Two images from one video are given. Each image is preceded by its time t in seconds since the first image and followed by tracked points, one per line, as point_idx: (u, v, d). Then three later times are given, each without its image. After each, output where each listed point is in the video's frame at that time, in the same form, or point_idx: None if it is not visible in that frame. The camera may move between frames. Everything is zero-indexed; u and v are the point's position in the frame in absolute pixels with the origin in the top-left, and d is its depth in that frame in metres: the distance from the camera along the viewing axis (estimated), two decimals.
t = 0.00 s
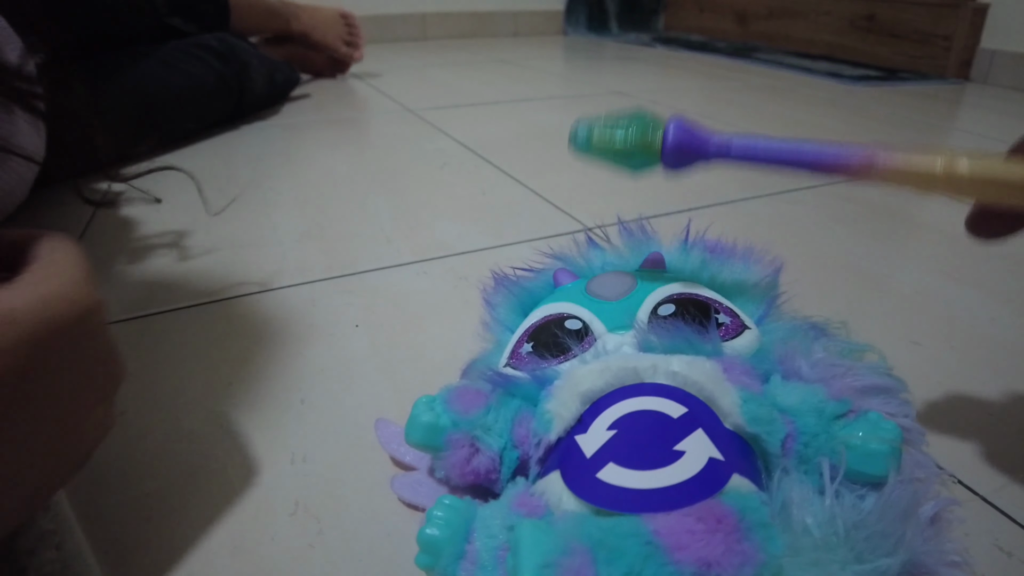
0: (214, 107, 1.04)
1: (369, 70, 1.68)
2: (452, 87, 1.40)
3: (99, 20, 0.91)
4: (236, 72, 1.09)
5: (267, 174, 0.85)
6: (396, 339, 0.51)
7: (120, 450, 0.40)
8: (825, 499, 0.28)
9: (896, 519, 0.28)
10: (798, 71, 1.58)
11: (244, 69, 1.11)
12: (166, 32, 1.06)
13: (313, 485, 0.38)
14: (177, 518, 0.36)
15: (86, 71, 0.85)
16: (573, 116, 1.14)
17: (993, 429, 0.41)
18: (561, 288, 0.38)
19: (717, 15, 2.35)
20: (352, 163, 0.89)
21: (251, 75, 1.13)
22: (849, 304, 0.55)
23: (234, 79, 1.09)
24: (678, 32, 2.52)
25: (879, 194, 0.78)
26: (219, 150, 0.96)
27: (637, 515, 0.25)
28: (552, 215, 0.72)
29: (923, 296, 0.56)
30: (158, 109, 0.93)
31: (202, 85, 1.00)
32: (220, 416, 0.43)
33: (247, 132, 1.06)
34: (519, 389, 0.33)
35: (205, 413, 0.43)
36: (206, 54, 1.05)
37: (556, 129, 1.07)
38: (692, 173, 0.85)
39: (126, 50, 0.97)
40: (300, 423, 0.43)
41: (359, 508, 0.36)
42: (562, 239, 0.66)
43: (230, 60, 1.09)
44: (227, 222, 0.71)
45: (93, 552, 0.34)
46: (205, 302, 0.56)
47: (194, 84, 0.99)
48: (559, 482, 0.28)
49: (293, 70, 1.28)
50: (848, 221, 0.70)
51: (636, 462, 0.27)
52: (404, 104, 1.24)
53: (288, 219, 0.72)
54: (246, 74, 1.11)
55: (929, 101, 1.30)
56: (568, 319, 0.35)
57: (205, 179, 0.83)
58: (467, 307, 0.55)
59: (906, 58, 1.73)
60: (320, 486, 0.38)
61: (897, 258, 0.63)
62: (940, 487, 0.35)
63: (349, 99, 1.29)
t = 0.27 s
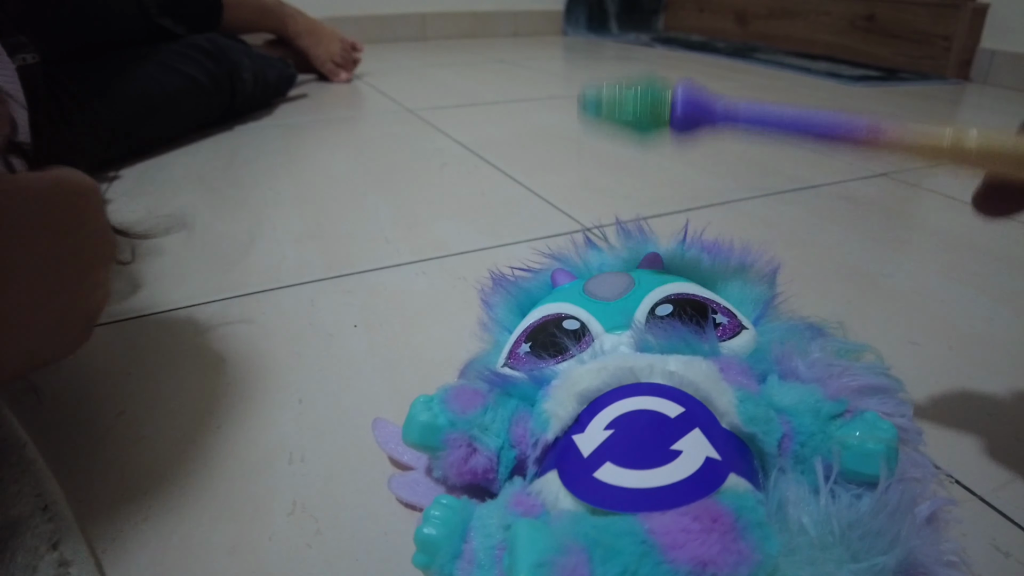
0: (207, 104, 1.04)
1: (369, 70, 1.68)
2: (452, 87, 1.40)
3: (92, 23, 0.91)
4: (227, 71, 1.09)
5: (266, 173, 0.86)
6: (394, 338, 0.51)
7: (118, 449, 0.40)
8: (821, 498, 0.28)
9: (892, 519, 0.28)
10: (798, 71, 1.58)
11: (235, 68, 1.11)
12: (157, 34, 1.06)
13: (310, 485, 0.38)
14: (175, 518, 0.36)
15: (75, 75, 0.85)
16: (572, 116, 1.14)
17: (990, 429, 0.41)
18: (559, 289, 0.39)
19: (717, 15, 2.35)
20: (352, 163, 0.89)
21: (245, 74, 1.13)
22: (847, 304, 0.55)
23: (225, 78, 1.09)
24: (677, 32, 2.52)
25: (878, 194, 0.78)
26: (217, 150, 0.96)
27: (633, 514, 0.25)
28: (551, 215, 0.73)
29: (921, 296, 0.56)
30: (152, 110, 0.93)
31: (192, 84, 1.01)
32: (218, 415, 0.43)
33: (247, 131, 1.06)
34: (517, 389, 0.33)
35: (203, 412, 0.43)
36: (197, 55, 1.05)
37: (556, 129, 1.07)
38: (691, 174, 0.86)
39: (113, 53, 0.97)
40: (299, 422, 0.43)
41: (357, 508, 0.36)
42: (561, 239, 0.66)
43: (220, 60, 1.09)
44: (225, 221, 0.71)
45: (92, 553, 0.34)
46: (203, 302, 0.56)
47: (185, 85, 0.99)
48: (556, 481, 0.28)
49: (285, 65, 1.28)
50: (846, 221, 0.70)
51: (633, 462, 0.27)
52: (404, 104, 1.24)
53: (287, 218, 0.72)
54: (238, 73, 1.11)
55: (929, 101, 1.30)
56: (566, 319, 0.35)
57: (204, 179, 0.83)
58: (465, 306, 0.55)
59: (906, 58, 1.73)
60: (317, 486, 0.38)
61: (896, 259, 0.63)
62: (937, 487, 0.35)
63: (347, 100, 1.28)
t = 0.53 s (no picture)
0: (210, 106, 1.05)
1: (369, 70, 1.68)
2: (453, 87, 1.40)
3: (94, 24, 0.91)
4: (231, 74, 1.09)
5: (267, 173, 0.86)
6: (396, 338, 0.51)
7: (120, 449, 0.40)
8: (823, 498, 0.28)
9: (894, 518, 0.28)
10: (798, 72, 1.59)
11: (240, 71, 1.11)
12: (161, 33, 1.05)
13: (312, 485, 0.38)
14: (177, 518, 0.36)
15: (76, 76, 0.85)
16: (573, 116, 1.14)
17: (992, 429, 0.41)
18: (560, 289, 0.39)
19: (717, 15, 2.35)
20: (352, 164, 0.89)
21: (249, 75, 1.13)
22: (848, 304, 0.55)
23: (229, 81, 1.09)
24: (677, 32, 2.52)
25: (879, 194, 0.79)
26: (218, 150, 0.96)
27: (636, 513, 0.25)
28: (551, 216, 0.73)
29: (921, 296, 0.56)
30: (156, 112, 0.93)
31: (196, 88, 1.01)
32: (219, 415, 0.43)
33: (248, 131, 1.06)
34: (519, 388, 0.33)
35: (205, 412, 0.43)
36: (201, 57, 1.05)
37: (556, 129, 1.07)
38: (691, 174, 0.86)
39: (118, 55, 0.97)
40: (300, 423, 0.43)
41: (359, 508, 0.36)
42: (562, 240, 0.66)
43: (225, 63, 1.09)
44: (226, 222, 0.71)
45: (94, 553, 0.34)
46: (204, 302, 0.56)
47: (187, 86, 0.99)
48: (558, 481, 0.28)
49: (296, 69, 1.29)
50: (847, 221, 0.71)
51: (635, 461, 0.27)
52: (404, 104, 1.24)
53: (288, 219, 0.72)
54: (242, 76, 1.11)
55: (929, 101, 1.30)
56: (568, 319, 0.35)
57: (204, 179, 0.83)
58: (466, 306, 0.55)
59: (906, 58, 1.73)
60: (319, 485, 0.38)
61: (896, 259, 0.63)
62: (939, 487, 0.35)
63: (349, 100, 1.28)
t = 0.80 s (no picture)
0: (212, 108, 1.04)
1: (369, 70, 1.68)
2: (453, 87, 1.40)
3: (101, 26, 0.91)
4: (234, 77, 1.09)
5: (267, 173, 0.86)
6: (398, 339, 0.51)
7: (123, 449, 0.40)
8: (826, 498, 0.28)
9: (897, 518, 0.28)
10: (799, 72, 1.59)
11: (244, 74, 1.11)
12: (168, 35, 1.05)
13: (315, 485, 0.38)
14: (180, 518, 0.36)
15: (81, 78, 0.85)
16: (574, 116, 1.14)
17: (994, 429, 0.41)
18: (563, 289, 0.38)
19: (717, 15, 2.35)
20: (353, 164, 0.89)
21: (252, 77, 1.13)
22: (850, 304, 0.55)
23: (232, 82, 1.09)
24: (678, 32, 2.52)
25: (880, 194, 0.79)
26: (219, 150, 0.96)
27: (640, 514, 0.25)
28: (553, 216, 0.73)
29: (923, 296, 0.56)
30: (160, 115, 0.93)
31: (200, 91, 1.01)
32: (222, 415, 0.43)
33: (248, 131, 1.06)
34: (522, 389, 0.33)
35: (207, 413, 0.43)
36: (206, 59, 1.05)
37: (557, 129, 1.07)
38: (692, 174, 0.86)
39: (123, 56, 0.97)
40: (302, 423, 0.43)
41: (362, 508, 0.36)
42: (564, 240, 0.66)
43: (230, 65, 1.09)
44: (227, 221, 0.71)
45: (96, 553, 0.34)
46: (207, 302, 0.56)
47: (190, 88, 0.99)
48: (563, 481, 0.28)
49: (298, 71, 1.29)
50: (848, 221, 0.71)
51: (640, 461, 0.27)
52: (405, 104, 1.24)
53: (289, 219, 0.72)
54: (245, 78, 1.11)
55: (930, 101, 1.30)
56: (571, 319, 0.35)
57: (205, 179, 0.83)
58: (468, 306, 0.55)
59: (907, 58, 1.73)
60: (322, 485, 0.38)
61: (898, 259, 0.63)
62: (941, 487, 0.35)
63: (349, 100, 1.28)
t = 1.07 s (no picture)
0: (213, 108, 1.05)
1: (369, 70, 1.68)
2: (453, 87, 1.40)
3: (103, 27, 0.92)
4: (235, 78, 1.09)
5: (267, 174, 0.86)
6: (397, 339, 0.51)
7: (121, 449, 0.41)
8: (823, 498, 0.28)
9: (894, 518, 0.28)
10: (799, 72, 1.59)
11: (244, 74, 1.11)
12: (169, 37, 1.06)
13: (314, 485, 0.38)
14: (178, 518, 0.36)
15: (83, 79, 0.85)
16: (573, 117, 1.14)
17: (992, 429, 0.41)
18: (561, 289, 0.39)
19: (717, 15, 2.35)
20: (353, 164, 0.89)
21: (252, 76, 1.13)
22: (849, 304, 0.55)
23: (233, 81, 1.09)
24: (678, 32, 2.52)
25: (879, 194, 0.79)
26: (219, 150, 0.96)
27: (637, 514, 0.25)
28: (552, 216, 0.73)
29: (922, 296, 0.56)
30: (161, 115, 0.93)
31: (201, 91, 1.01)
32: (221, 414, 0.43)
33: (248, 131, 1.06)
34: (520, 389, 0.33)
35: (206, 412, 0.43)
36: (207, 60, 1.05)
37: (557, 129, 1.07)
38: (692, 174, 0.86)
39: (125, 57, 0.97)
40: (301, 422, 0.43)
41: (360, 508, 0.36)
42: (563, 240, 0.66)
43: (231, 65, 1.09)
44: (227, 221, 0.71)
45: (94, 553, 0.34)
46: (206, 302, 0.56)
47: (191, 88, 0.99)
48: (559, 481, 0.28)
49: (299, 71, 1.29)
50: (847, 221, 0.71)
51: (637, 462, 0.27)
52: (405, 104, 1.24)
53: (289, 219, 0.72)
54: (246, 79, 1.11)
55: (929, 101, 1.30)
56: (568, 319, 0.35)
57: (205, 179, 0.84)
58: (467, 306, 0.55)
59: (907, 58, 1.73)
60: (321, 485, 0.38)
61: (897, 259, 0.63)
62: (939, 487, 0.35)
63: (350, 100, 1.29)
